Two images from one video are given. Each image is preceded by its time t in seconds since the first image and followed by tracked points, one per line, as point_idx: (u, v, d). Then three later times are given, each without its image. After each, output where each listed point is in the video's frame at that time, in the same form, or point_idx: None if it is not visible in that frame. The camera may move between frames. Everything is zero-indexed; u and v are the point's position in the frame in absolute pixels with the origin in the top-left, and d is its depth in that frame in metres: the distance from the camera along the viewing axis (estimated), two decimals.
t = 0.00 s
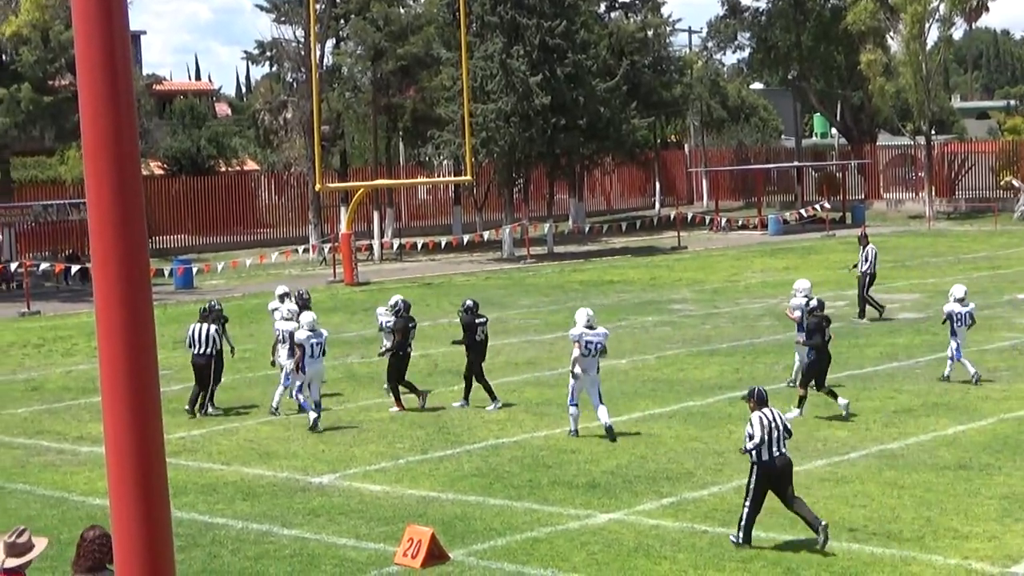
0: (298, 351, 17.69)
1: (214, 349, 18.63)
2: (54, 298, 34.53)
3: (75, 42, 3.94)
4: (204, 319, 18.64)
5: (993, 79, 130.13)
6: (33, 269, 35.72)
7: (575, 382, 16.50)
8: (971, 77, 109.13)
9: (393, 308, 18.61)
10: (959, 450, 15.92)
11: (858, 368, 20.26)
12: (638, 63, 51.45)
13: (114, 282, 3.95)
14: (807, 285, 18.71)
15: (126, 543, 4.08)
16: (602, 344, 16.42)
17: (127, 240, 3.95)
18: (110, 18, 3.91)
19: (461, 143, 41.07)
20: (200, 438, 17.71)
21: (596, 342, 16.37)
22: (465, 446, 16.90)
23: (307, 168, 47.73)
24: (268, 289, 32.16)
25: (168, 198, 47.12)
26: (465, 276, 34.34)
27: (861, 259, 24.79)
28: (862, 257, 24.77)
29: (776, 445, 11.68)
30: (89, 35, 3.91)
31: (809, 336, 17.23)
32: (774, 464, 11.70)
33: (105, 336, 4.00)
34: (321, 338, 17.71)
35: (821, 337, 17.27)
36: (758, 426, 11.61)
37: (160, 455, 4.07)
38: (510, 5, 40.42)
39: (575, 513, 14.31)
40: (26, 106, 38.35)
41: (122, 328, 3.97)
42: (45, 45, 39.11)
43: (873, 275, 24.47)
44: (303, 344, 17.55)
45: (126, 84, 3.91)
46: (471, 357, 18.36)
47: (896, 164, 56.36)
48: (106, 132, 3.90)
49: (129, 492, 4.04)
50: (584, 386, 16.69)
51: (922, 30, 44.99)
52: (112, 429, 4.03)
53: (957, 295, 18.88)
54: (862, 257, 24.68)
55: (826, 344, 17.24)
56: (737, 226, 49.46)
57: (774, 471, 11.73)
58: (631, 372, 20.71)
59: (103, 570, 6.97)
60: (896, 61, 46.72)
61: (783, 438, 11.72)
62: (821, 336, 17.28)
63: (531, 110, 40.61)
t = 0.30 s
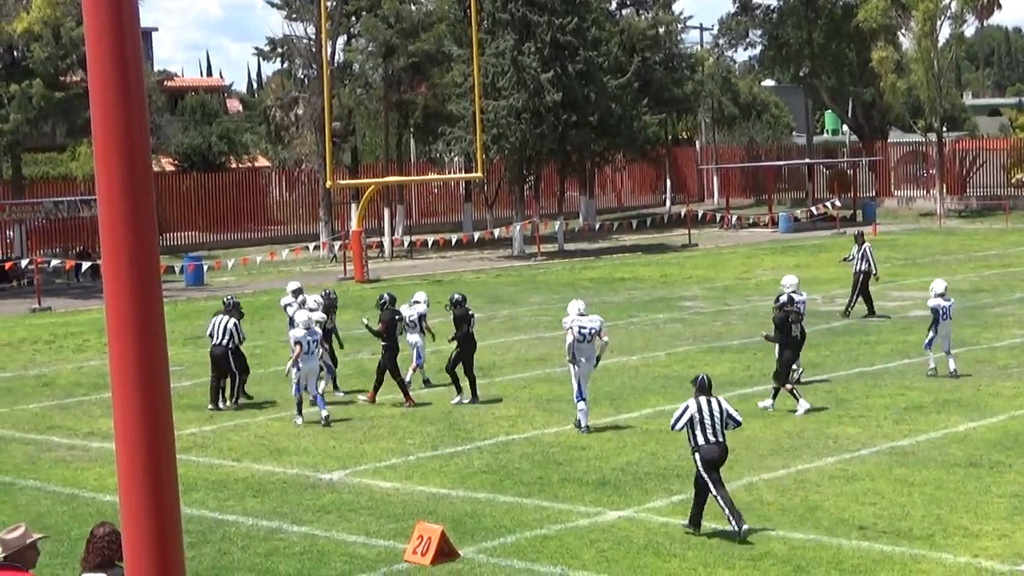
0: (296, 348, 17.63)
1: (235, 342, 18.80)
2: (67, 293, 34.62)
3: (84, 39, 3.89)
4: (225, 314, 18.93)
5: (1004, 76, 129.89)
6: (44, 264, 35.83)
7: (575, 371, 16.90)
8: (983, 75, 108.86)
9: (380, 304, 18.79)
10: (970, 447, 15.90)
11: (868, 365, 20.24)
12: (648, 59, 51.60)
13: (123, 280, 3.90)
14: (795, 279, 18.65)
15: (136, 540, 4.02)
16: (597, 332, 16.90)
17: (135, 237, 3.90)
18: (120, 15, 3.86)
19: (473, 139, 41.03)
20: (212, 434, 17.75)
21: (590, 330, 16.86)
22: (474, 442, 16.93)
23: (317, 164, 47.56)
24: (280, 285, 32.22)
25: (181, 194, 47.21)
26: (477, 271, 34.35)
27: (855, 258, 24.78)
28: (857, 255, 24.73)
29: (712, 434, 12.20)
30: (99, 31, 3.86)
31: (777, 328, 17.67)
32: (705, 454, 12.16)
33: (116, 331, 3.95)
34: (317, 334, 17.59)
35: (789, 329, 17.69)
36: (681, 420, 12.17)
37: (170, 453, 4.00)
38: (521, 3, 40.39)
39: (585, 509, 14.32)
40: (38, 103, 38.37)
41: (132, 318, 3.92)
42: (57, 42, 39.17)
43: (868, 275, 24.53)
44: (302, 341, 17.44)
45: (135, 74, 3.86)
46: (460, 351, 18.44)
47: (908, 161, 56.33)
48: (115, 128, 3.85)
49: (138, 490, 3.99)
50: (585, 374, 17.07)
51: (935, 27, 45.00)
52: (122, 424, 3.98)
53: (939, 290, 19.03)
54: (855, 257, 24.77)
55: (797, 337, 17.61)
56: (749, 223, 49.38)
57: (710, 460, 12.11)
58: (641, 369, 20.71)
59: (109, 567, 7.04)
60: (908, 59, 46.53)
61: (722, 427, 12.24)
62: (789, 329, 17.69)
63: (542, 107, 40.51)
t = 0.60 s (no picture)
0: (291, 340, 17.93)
1: (260, 341, 18.74)
2: (75, 293, 34.63)
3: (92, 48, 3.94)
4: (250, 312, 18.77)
5: (1012, 72, 129.55)
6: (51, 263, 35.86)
7: (572, 367, 17.06)
8: (992, 72, 108.69)
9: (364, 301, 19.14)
10: (979, 444, 15.86)
11: (876, 362, 20.21)
12: (657, 57, 51.00)
13: (133, 283, 3.95)
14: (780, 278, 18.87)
15: (144, 542, 4.06)
16: (595, 329, 16.92)
17: (143, 240, 3.95)
18: (126, 24, 3.92)
19: (481, 137, 41.07)
20: (220, 431, 17.76)
21: (589, 327, 16.90)
22: (483, 439, 16.92)
23: (326, 162, 47.55)
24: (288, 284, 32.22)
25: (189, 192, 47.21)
26: (486, 269, 34.35)
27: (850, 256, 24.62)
28: (852, 254, 24.58)
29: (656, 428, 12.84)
30: (106, 38, 3.91)
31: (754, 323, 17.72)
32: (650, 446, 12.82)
33: (124, 331, 4.00)
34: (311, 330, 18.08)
35: (766, 325, 17.71)
36: (642, 411, 12.70)
37: (180, 452, 4.05)
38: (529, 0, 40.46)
39: (593, 507, 14.31)
40: (46, 101, 38.24)
41: (142, 318, 3.98)
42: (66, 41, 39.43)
43: (860, 274, 24.52)
44: (295, 336, 17.93)
45: (143, 77, 3.92)
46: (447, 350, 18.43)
47: (917, 158, 56.48)
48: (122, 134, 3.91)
49: (147, 490, 4.03)
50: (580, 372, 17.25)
51: (943, 24, 44.94)
52: (130, 424, 4.02)
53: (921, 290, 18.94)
54: (848, 253, 24.65)
55: (772, 332, 17.63)
56: (757, 220, 49.37)
57: (652, 452, 12.84)
58: (649, 366, 20.68)
59: (111, 567, 7.02)
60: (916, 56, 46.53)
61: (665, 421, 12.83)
62: (767, 325, 17.70)
63: (551, 104, 40.62)
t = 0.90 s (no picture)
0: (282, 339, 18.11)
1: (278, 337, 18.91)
2: (80, 290, 34.66)
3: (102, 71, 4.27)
4: (268, 308, 19.05)
5: (1019, 70, 129.30)
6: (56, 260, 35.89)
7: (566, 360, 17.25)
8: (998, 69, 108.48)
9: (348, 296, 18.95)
10: (985, 441, 15.85)
11: (882, 359, 20.18)
12: (662, 54, 51.01)
13: (138, 289, 4.30)
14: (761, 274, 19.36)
15: (149, 527, 4.42)
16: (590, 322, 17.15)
17: (149, 249, 4.28)
18: (136, 48, 4.26)
19: (487, 134, 41.15)
20: (226, 428, 17.75)
21: (583, 320, 17.13)
22: (489, 437, 16.91)
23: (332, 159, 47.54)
24: (292, 280, 32.22)
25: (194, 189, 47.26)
26: (491, 266, 34.33)
27: (845, 253, 24.61)
28: (847, 251, 24.56)
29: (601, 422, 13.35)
30: (114, 62, 4.25)
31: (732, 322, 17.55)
32: (592, 441, 13.35)
33: (130, 334, 4.35)
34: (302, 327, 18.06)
35: (744, 323, 17.59)
36: (574, 406, 13.34)
37: (182, 446, 4.39)
38: None
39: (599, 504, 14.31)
40: (52, 97, 38.34)
41: (146, 307, 4.30)
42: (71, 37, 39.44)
43: (856, 271, 24.51)
44: (286, 332, 17.98)
45: (149, 85, 4.24)
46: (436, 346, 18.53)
47: (923, 154, 56.28)
48: (130, 153, 4.23)
49: (151, 479, 4.38)
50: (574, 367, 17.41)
51: (949, 21, 44.92)
52: (135, 418, 4.37)
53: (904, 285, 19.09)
54: (842, 249, 24.63)
55: (752, 330, 17.50)
56: (763, 216, 49.39)
57: (595, 446, 13.31)
58: (654, 363, 20.65)
59: (110, 568, 7.05)
60: (922, 52, 46.57)
61: (610, 415, 13.38)
62: (745, 324, 17.56)
63: (556, 101, 40.59)
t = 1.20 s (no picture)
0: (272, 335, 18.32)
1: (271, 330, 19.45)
2: (80, 287, 34.65)
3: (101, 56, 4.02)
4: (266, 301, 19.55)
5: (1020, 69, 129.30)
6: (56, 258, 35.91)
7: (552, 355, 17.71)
8: (1000, 65, 108.39)
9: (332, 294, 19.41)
10: (987, 438, 15.84)
11: (884, 356, 20.18)
12: (665, 51, 50.87)
13: (139, 284, 4.03)
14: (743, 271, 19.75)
15: (151, 542, 4.14)
16: (573, 318, 17.61)
17: (151, 245, 4.02)
18: (137, 34, 4.01)
19: (488, 131, 41.16)
20: (227, 426, 17.75)
21: (566, 317, 17.58)
22: (490, 434, 16.92)
23: (334, 156, 47.51)
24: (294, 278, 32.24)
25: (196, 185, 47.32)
26: (492, 263, 34.32)
27: (835, 251, 24.66)
28: (839, 249, 24.58)
29: (546, 414, 13.63)
30: (114, 47, 4.00)
31: (712, 317, 17.85)
32: (540, 432, 13.58)
33: (132, 334, 4.08)
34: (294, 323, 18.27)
35: (725, 319, 17.87)
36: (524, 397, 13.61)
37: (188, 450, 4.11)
38: None
39: (601, 501, 14.31)
40: (54, 95, 38.31)
41: (149, 306, 4.04)
42: (72, 35, 39.35)
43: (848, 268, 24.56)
44: (276, 328, 18.19)
45: (150, 73, 3.99)
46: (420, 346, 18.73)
47: (925, 152, 56.23)
48: (132, 144, 3.99)
49: (153, 487, 4.10)
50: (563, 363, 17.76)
51: (951, 17, 44.96)
52: (137, 421, 4.09)
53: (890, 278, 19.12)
54: (834, 248, 24.63)
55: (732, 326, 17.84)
56: (764, 212, 49.26)
57: (543, 439, 13.53)
58: (656, 361, 20.64)
59: (107, 566, 7.08)
60: (924, 49, 46.67)
61: (558, 410, 13.68)
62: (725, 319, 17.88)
63: (557, 98, 40.53)
